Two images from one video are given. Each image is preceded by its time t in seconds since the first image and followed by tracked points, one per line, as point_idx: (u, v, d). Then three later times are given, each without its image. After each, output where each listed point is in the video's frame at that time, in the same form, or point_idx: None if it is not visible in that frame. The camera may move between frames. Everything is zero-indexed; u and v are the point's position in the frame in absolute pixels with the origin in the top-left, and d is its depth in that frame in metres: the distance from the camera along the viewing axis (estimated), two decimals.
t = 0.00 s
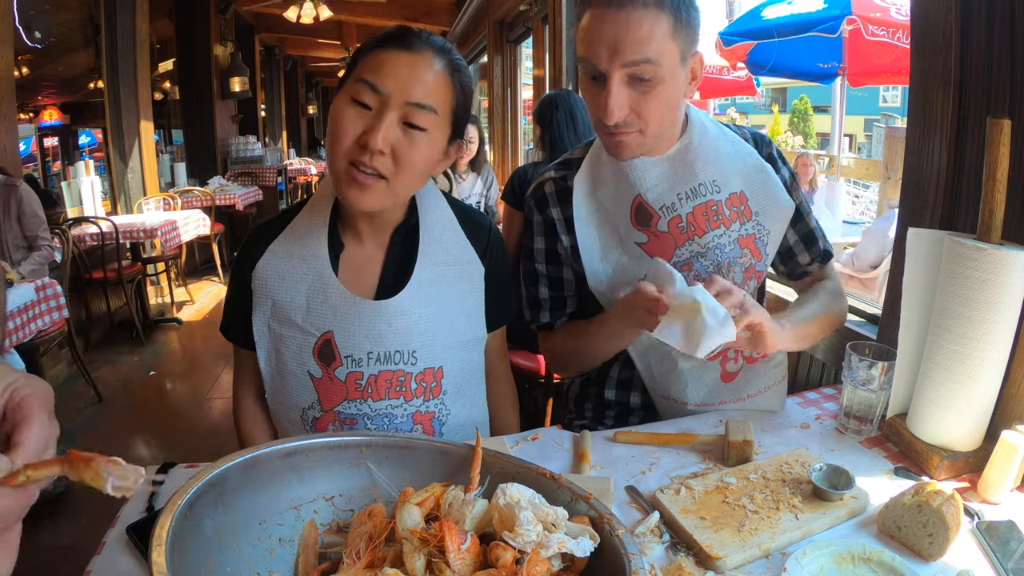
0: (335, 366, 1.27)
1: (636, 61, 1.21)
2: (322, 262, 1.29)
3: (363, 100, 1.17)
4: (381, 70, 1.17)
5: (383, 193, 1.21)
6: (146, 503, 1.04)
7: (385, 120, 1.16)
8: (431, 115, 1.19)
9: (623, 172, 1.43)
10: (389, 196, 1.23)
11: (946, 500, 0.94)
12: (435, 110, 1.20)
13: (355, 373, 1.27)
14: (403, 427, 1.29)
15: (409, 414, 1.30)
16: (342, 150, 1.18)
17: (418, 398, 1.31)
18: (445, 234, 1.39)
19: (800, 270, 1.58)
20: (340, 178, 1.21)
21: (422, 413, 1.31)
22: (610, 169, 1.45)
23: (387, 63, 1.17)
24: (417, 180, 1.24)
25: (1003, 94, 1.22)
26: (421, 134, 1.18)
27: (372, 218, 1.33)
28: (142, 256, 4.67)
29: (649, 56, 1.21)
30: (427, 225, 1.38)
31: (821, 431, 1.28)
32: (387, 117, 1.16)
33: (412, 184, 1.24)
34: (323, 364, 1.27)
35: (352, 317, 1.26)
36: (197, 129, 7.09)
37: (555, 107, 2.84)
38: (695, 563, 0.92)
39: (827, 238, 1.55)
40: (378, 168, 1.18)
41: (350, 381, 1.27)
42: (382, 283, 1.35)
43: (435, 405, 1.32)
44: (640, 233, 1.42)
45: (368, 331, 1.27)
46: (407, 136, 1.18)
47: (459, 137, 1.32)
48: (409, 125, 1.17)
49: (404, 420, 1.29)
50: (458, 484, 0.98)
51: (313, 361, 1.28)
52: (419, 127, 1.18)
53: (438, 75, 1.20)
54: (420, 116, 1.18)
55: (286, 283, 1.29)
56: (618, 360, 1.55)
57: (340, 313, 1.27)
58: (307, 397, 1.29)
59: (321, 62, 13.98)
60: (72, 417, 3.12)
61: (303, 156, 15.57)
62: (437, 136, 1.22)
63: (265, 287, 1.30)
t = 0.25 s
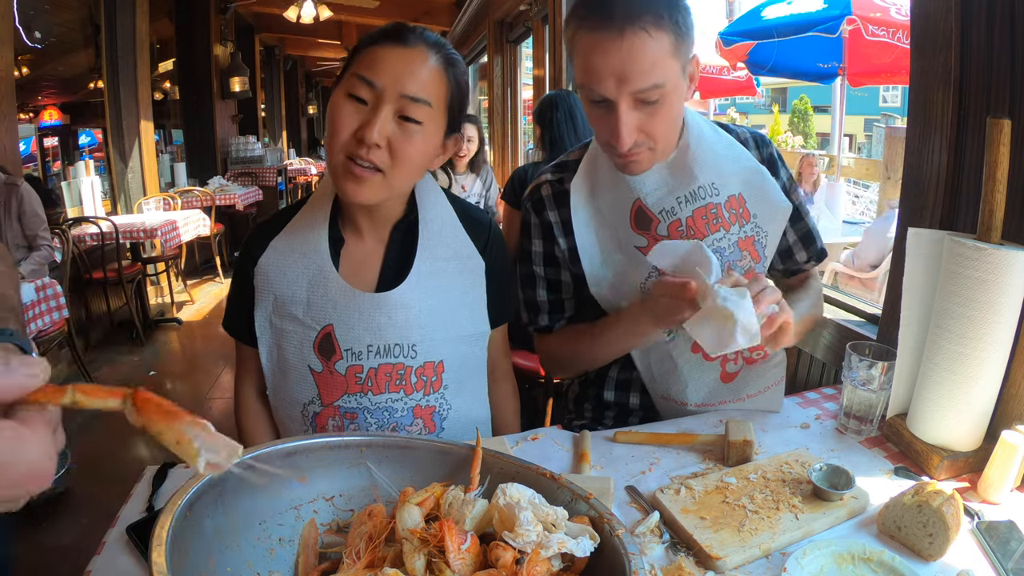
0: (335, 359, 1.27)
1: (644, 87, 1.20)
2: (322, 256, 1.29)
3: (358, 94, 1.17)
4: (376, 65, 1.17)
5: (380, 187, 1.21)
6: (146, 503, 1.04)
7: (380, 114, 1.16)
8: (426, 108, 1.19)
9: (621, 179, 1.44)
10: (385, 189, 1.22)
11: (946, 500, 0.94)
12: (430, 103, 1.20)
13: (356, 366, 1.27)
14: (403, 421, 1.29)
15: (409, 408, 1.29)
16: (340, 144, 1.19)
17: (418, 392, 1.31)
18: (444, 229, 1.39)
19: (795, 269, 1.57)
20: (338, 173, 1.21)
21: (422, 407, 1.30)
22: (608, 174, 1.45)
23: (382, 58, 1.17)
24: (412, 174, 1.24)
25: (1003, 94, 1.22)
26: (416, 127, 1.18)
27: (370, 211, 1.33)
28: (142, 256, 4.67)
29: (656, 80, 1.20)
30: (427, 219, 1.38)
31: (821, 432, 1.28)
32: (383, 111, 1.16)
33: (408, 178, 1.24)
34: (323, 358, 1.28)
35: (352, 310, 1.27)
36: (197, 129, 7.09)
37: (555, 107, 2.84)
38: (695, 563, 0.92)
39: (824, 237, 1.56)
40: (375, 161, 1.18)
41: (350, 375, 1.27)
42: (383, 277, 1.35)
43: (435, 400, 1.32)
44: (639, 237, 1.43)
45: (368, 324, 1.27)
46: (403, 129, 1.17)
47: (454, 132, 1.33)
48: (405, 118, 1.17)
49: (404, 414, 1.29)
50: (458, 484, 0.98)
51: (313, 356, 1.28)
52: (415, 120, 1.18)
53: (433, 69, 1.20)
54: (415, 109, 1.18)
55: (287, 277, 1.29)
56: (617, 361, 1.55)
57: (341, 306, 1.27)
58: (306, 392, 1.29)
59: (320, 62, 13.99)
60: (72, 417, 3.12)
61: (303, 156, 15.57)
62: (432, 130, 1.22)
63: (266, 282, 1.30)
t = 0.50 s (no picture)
0: (336, 351, 1.28)
1: (650, 90, 1.20)
2: (324, 248, 1.30)
3: (360, 87, 1.17)
4: (377, 58, 1.17)
5: (383, 178, 1.21)
6: (146, 503, 1.04)
7: (382, 105, 1.16)
8: (427, 99, 1.19)
9: (622, 181, 1.43)
10: (389, 180, 1.22)
11: (946, 500, 0.94)
12: (430, 94, 1.20)
13: (356, 358, 1.27)
14: (403, 414, 1.28)
15: (410, 400, 1.29)
16: (342, 136, 1.19)
17: (419, 383, 1.31)
18: (445, 222, 1.39)
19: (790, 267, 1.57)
20: (341, 165, 1.21)
21: (422, 399, 1.30)
22: (609, 176, 1.45)
23: (382, 51, 1.17)
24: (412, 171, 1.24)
25: (1003, 94, 1.22)
26: (418, 118, 1.19)
27: (371, 203, 1.34)
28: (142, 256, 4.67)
29: (660, 84, 1.20)
30: (427, 213, 1.38)
31: (821, 432, 1.28)
32: (385, 103, 1.16)
33: (410, 169, 1.24)
34: (323, 350, 1.28)
35: (353, 301, 1.27)
36: (197, 129, 7.09)
37: (555, 107, 2.84)
38: (695, 563, 0.92)
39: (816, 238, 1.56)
40: (377, 152, 1.18)
41: (350, 367, 1.27)
42: (384, 269, 1.35)
43: (436, 393, 1.31)
44: (642, 237, 1.42)
45: (368, 315, 1.27)
46: (405, 120, 1.18)
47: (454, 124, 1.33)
48: (406, 109, 1.18)
49: (405, 406, 1.28)
50: (458, 484, 0.98)
51: (314, 348, 1.28)
52: (416, 111, 1.18)
53: (432, 60, 1.21)
54: (417, 101, 1.18)
55: (289, 269, 1.30)
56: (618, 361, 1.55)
57: (341, 298, 1.27)
58: (307, 385, 1.29)
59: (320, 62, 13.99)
60: (72, 417, 3.13)
61: (303, 156, 15.58)
62: (433, 121, 1.22)
63: (269, 275, 1.31)
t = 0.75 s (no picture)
0: (336, 348, 1.27)
1: (638, 92, 1.20)
2: (325, 245, 1.31)
3: (361, 84, 1.18)
4: (378, 56, 1.17)
5: (384, 175, 1.21)
6: (146, 503, 1.04)
7: (383, 103, 1.16)
8: (428, 97, 1.19)
9: (623, 182, 1.43)
10: (390, 178, 1.22)
11: (946, 500, 0.94)
12: (431, 92, 1.20)
13: (357, 354, 1.27)
14: (405, 410, 1.28)
15: (411, 396, 1.29)
16: (343, 134, 1.19)
17: (421, 379, 1.30)
18: (446, 219, 1.39)
19: (795, 265, 1.57)
20: (342, 162, 1.21)
21: (424, 395, 1.30)
22: (610, 177, 1.44)
23: (383, 50, 1.18)
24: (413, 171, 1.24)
25: (1004, 93, 1.22)
26: (419, 115, 1.19)
27: (373, 201, 1.35)
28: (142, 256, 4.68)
29: (654, 84, 1.20)
30: (429, 211, 1.38)
31: (821, 432, 1.28)
32: (386, 100, 1.16)
33: (411, 166, 1.24)
34: (324, 347, 1.28)
35: (354, 297, 1.28)
36: (197, 129, 7.09)
37: (555, 107, 2.84)
38: (695, 563, 0.93)
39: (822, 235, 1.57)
40: (378, 149, 1.18)
41: (351, 364, 1.27)
42: (385, 266, 1.35)
43: (438, 389, 1.31)
44: (642, 239, 1.42)
45: (370, 312, 1.28)
46: (406, 118, 1.18)
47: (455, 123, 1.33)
48: (408, 107, 1.18)
49: (407, 402, 1.28)
50: (458, 484, 0.98)
51: (315, 346, 1.28)
52: (417, 109, 1.18)
53: (433, 58, 1.21)
54: (417, 98, 1.18)
55: (290, 267, 1.30)
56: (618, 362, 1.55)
57: (342, 294, 1.28)
58: (307, 383, 1.28)
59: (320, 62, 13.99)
60: (72, 417, 3.12)
61: (303, 156, 15.58)
62: (434, 118, 1.22)
63: (270, 272, 1.31)
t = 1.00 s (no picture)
0: (337, 349, 1.27)
1: (635, 89, 1.20)
2: (325, 245, 1.31)
3: (362, 85, 1.18)
4: (379, 56, 1.17)
5: (384, 176, 1.21)
6: (146, 503, 1.04)
7: (384, 103, 1.16)
8: (429, 98, 1.19)
9: (623, 181, 1.43)
10: (390, 179, 1.22)
11: (946, 500, 0.94)
12: (432, 93, 1.20)
13: (358, 355, 1.27)
14: (405, 411, 1.28)
15: (411, 397, 1.29)
16: (344, 134, 1.19)
17: (421, 380, 1.31)
18: (446, 220, 1.39)
19: (796, 266, 1.57)
20: (342, 163, 1.21)
21: (424, 396, 1.30)
22: (610, 176, 1.45)
23: (383, 50, 1.17)
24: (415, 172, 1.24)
25: (1004, 93, 1.22)
26: (420, 115, 1.19)
27: (373, 202, 1.35)
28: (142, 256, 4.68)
29: (649, 82, 1.20)
30: (429, 211, 1.38)
31: (821, 432, 1.27)
32: (386, 101, 1.16)
33: (412, 167, 1.24)
34: (324, 348, 1.28)
35: (355, 298, 1.28)
36: (197, 129, 7.09)
37: (555, 107, 2.84)
38: (695, 563, 0.93)
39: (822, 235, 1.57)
40: (378, 150, 1.18)
41: (352, 365, 1.27)
42: (385, 267, 1.35)
43: (438, 390, 1.31)
44: (642, 238, 1.42)
45: (371, 313, 1.28)
46: (406, 119, 1.18)
47: (456, 123, 1.33)
48: (408, 108, 1.18)
49: (407, 403, 1.28)
50: (458, 484, 0.98)
51: (316, 347, 1.28)
52: (417, 110, 1.18)
53: (433, 58, 1.20)
54: (418, 98, 1.18)
55: (291, 267, 1.31)
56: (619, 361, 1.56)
57: (343, 295, 1.28)
58: (307, 384, 1.28)
59: (320, 62, 14.00)
60: (72, 417, 3.13)
61: (303, 156, 15.58)
62: (435, 119, 1.22)
63: (271, 272, 1.31)
